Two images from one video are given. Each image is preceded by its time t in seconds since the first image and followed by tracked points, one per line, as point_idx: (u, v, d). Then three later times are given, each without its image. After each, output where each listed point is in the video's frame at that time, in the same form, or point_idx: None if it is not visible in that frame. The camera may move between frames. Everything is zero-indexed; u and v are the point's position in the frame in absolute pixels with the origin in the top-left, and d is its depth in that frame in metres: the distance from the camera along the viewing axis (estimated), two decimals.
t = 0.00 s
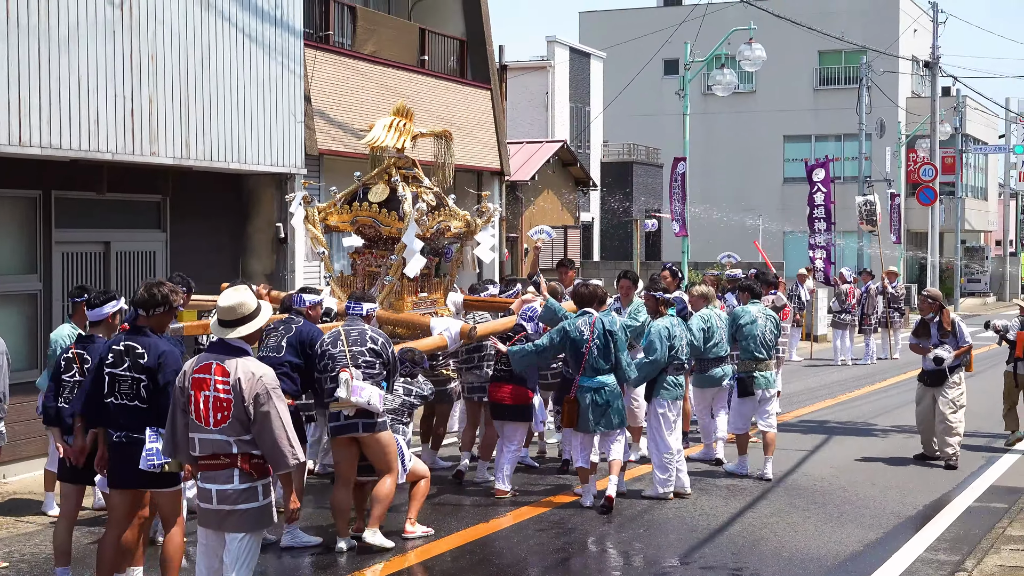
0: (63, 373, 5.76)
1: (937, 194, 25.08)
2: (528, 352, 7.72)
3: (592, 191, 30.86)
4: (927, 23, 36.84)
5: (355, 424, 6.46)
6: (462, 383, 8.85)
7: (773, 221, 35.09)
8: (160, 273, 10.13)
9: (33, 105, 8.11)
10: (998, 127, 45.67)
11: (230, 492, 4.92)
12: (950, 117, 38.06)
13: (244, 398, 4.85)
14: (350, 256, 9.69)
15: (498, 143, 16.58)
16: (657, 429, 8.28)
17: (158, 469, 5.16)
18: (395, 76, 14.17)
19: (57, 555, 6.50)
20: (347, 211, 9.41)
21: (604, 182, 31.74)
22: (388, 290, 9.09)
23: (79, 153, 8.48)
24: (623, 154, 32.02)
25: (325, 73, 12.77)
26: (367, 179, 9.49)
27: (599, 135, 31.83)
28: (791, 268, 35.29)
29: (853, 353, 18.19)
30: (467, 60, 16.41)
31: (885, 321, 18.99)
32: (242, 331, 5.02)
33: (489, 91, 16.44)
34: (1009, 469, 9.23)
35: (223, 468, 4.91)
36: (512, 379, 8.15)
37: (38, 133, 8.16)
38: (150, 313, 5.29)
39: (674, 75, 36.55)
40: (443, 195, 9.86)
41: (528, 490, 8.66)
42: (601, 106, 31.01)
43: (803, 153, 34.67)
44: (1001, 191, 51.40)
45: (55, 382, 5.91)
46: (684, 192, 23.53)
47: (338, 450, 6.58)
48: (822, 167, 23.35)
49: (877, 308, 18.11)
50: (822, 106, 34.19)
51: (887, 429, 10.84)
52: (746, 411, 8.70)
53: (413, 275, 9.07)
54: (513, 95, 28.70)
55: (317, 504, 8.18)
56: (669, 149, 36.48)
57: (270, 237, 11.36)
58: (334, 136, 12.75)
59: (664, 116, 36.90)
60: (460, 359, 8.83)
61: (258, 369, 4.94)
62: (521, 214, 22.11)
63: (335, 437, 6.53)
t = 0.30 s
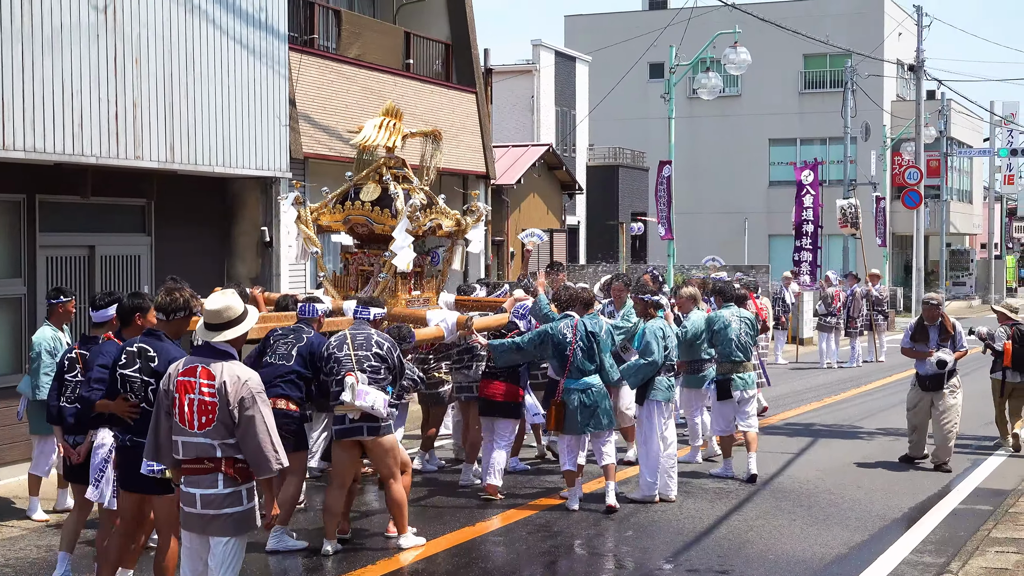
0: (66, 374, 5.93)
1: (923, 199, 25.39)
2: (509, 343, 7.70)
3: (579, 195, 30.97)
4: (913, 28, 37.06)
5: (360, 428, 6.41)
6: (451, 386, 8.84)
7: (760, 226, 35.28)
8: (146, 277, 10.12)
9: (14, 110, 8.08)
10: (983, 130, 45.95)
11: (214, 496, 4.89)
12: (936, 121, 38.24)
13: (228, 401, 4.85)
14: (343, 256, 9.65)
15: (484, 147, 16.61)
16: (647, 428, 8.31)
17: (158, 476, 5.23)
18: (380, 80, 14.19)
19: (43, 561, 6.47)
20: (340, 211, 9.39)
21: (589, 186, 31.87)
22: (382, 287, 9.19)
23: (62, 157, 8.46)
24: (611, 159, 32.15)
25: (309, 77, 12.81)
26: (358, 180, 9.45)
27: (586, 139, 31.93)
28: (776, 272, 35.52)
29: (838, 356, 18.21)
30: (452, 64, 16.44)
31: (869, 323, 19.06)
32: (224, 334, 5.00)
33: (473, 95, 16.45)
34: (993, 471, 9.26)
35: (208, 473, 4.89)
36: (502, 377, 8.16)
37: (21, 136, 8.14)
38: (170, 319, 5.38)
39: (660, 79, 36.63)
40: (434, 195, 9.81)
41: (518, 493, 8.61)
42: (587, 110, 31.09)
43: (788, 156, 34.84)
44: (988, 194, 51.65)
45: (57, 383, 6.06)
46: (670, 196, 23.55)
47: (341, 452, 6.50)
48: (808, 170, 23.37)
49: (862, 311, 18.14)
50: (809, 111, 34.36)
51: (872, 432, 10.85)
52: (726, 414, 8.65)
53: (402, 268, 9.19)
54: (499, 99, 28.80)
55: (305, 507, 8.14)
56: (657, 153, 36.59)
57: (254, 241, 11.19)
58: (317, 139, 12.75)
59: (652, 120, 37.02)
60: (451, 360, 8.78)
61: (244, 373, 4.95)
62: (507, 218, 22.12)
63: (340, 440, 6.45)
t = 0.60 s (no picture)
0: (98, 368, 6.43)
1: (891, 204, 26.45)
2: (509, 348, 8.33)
3: (571, 204, 31.71)
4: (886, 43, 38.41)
5: (393, 415, 7.01)
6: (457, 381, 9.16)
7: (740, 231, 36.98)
8: (167, 282, 10.59)
9: (45, 121, 8.67)
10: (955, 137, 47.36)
11: (228, 481, 5.41)
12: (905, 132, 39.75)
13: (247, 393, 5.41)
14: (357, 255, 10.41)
15: (482, 159, 17.35)
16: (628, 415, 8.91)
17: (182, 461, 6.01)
18: (385, 96, 14.80)
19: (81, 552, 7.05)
20: (354, 212, 10.11)
21: (583, 198, 32.89)
22: (395, 279, 9.84)
23: (89, 168, 9.04)
24: (601, 169, 32.93)
25: (320, 93, 13.42)
26: (370, 183, 10.18)
27: (578, 151, 32.91)
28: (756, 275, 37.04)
29: (813, 352, 19.15)
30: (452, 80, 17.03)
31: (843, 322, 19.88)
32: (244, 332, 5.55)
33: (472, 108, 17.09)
34: (957, 458, 9.97)
35: (222, 459, 5.41)
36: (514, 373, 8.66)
37: (50, 148, 8.72)
38: (201, 319, 6.00)
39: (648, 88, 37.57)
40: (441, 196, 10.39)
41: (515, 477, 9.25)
42: (578, 122, 32.09)
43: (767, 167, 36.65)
44: (951, 202, 53.58)
45: (92, 378, 6.56)
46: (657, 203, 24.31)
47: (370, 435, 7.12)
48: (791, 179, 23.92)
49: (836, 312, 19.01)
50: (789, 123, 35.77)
51: (843, 423, 11.54)
52: (702, 405, 9.24)
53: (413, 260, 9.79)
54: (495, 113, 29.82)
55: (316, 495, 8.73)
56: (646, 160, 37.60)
57: (269, 246, 11.64)
58: (328, 152, 13.41)
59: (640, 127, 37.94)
60: (457, 357, 9.06)
61: (261, 368, 5.50)
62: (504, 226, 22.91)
63: (375, 425, 7.03)
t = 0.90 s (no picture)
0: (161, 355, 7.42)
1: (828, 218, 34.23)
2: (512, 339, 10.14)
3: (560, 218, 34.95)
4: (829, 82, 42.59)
5: (416, 395, 8.41)
6: (467, 364, 11.32)
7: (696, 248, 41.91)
8: (221, 281, 13.15)
9: (121, 150, 10.51)
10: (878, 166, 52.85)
11: (269, 448, 5.96)
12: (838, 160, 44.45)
13: (285, 372, 6.02)
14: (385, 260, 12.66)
15: (484, 180, 19.69)
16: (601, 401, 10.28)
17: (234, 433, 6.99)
18: (404, 127, 16.98)
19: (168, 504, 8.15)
20: (381, 223, 12.39)
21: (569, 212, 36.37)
22: (417, 279, 12.11)
23: (158, 187, 11.02)
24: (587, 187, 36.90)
25: (350, 124, 15.46)
26: (394, 201, 12.41)
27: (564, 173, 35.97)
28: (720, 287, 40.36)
29: (762, 344, 22.27)
30: (461, 113, 19.41)
31: (788, 318, 22.99)
32: (276, 321, 6.25)
33: (479, 138, 19.51)
34: (884, 433, 11.67)
35: (263, 430, 5.98)
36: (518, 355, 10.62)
37: (128, 170, 10.60)
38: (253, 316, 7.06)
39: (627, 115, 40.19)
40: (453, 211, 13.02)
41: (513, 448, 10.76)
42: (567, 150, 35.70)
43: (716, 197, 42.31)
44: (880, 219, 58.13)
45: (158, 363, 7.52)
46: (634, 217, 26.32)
47: (399, 411, 8.48)
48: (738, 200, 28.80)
49: (781, 309, 22.25)
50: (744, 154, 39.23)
51: (789, 404, 13.66)
52: (669, 385, 10.97)
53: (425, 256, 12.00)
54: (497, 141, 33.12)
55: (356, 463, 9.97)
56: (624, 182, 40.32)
57: (306, 253, 14.40)
58: (357, 174, 15.39)
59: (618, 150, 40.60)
60: (468, 345, 11.24)
61: (295, 352, 6.13)
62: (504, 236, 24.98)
63: (402, 402, 8.42)
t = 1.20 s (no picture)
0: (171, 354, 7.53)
1: (822, 221, 34.10)
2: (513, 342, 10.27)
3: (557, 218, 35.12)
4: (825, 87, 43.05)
5: (419, 395, 8.43)
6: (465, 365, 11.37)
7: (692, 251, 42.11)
8: (219, 282, 13.25)
9: (120, 151, 10.59)
10: (871, 168, 53.05)
11: (267, 448, 6.03)
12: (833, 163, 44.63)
13: (282, 372, 6.09)
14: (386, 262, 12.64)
15: (482, 181, 19.80)
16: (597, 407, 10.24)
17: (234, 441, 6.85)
18: (402, 130, 17.10)
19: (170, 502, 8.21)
20: (383, 225, 12.55)
21: (566, 212, 36.90)
22: (416, 282, 12.26)
23: (157, 189, 11.09)
24: (583, 191, 37.26)
25: (348, 126, 15.57)
26: (396, 204, 12.63)
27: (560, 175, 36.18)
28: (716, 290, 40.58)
29: (756, 344, 22.48)
30: (458, 116, 19.44)
31: (782, 319, 23.18)
32: (272, 321, 6.30)
33: (475, 141, 19.58)
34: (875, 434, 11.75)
35: (262, 430, 6.05)
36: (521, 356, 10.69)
37: (127, 173, 10.67)
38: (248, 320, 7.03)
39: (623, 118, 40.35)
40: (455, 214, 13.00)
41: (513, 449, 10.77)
42: (563, 153, 35.89)
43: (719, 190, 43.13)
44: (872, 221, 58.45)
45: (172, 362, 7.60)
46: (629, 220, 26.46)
47: (400, 410, 8.54)
48: (735, 201, 28.97)
49: (775, 310, 22.50)
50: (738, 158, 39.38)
51: (783, 404, 13.81)
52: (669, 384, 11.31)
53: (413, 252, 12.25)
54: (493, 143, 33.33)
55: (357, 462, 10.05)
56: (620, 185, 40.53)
57: (304, 254, 14.50)
58: (355, 176, 15.50)
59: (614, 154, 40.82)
60: (468, 347, 11.27)
61: (292, 352, 6.20)
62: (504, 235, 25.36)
63: (404, 402, 8.45)
